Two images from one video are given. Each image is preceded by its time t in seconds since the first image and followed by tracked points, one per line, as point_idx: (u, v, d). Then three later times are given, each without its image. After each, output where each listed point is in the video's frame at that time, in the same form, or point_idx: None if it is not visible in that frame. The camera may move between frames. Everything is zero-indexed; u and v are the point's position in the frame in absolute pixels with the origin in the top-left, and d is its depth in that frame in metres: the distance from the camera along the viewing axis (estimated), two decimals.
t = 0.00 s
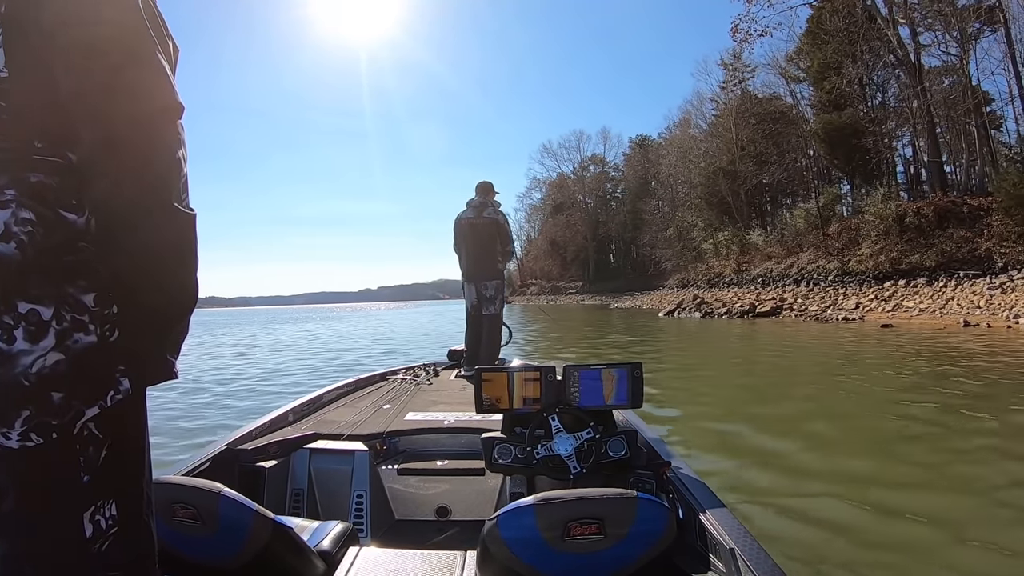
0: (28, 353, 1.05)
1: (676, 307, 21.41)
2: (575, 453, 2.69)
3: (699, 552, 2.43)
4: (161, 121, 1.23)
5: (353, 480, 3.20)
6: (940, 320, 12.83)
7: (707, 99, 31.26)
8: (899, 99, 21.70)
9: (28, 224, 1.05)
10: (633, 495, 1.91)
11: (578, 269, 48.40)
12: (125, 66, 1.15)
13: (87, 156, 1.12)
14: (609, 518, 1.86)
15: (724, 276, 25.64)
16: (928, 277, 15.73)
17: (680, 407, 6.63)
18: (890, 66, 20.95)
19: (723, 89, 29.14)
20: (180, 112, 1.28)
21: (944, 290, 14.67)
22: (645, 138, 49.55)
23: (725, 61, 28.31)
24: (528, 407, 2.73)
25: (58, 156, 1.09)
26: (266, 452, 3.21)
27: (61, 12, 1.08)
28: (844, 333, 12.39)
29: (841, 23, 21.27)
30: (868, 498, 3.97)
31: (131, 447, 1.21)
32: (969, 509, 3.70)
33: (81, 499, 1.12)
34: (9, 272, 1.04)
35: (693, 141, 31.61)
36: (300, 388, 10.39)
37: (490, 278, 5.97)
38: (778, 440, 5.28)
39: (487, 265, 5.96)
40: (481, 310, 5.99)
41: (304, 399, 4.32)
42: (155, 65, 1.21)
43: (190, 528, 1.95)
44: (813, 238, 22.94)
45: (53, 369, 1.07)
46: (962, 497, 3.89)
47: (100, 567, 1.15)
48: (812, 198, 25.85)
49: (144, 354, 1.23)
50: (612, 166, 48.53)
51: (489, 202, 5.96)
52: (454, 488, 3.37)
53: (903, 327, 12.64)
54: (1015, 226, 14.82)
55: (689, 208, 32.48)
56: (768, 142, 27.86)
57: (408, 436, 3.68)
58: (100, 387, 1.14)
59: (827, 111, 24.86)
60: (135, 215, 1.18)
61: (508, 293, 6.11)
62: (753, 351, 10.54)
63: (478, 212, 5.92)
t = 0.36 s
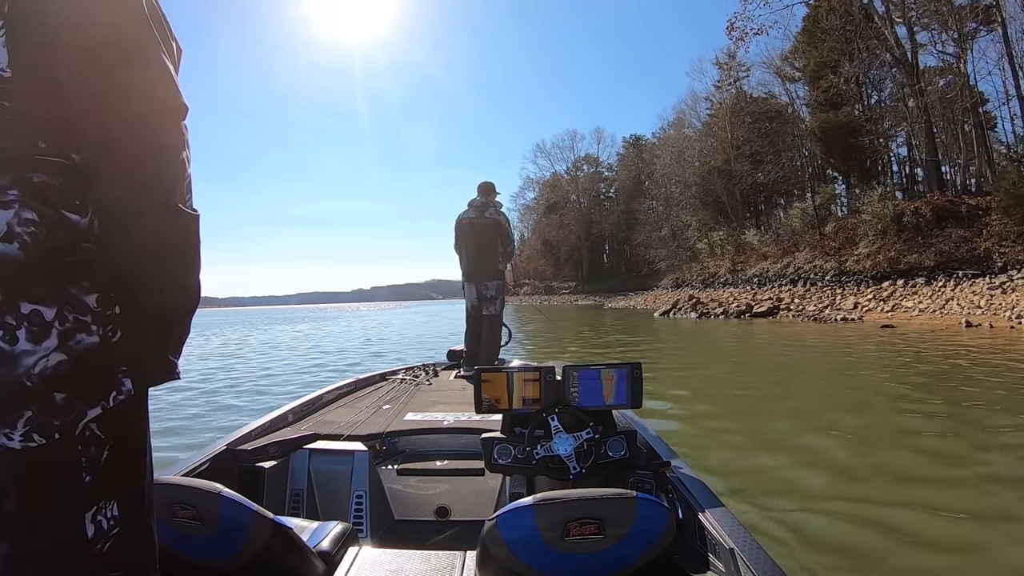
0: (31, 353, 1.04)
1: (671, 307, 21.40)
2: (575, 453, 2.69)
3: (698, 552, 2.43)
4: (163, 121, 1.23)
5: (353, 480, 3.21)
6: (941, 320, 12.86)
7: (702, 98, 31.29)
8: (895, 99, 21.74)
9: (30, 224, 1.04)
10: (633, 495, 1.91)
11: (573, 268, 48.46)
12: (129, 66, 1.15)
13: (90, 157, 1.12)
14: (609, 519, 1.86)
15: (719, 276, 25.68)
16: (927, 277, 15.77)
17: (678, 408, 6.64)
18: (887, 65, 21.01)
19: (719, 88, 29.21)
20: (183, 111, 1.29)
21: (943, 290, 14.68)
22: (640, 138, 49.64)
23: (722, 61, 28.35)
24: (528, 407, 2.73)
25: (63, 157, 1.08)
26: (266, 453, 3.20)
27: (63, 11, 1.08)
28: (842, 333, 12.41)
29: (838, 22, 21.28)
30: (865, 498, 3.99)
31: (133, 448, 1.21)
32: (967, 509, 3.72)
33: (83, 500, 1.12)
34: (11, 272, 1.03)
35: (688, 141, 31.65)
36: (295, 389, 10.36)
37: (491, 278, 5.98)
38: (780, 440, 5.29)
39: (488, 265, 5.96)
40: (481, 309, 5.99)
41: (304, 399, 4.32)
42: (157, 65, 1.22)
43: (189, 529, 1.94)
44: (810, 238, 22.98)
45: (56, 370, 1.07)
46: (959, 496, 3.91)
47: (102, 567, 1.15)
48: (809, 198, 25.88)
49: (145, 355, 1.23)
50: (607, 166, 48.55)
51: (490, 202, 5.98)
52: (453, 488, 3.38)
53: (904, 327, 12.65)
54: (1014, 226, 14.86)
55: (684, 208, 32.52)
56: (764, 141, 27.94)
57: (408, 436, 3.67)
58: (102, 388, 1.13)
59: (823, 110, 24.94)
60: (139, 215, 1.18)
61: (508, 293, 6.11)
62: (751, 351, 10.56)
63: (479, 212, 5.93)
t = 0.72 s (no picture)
0: (32, 353, 1.04)
1: (668, 308, 21.38)
2: (575, 454, 2.69)
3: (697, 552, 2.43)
4: (165, 121, 1.24)
5: (353, 480, 3.21)
6: (943, 320, 12.90)
7: (699, 97, 31.30)
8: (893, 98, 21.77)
9: (31, 224, 1.04)
10: (633, 495, 1.92)
11: (568, 269, 48.47)
12: (131, 67, 1.16)
13: (92, 156, 1.12)
14: (609, 520, 1.86)
15: (715, 276, 25.69)
16: (927, 277, 15.77)
17: (677, 408, 6.64)
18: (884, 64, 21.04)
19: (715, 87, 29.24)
20: (184, 111, 1.29)
21: (943, 290, 14.68)
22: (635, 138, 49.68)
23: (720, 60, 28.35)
24: (528, 408, 2.74)
25: (64, 157, 1.08)
26: (266, 453, 3.21)
27: (64, 13, 1.08)
28: (841, 334, 12.41)
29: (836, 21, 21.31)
30: (863, 499, 3.99)
31: (133, 448, 1.21)
32: (965, 511, 3.70)
33: (84, 499, 1.12)
34: (12, 272, 1.03)
35: (684, 141, 31.66)
36: (292, 389, 10.35)
37: (491, 279, 5.97)
38: (781, 440, 5.28)
39: (489, 265, 5.95)
40: (481, 310, 5.98)
41: (304, 399, 4.33)
42: (159, 67, 1.22)
43: (188, 529, 1.94)
44: (807, 238, 23.00)
45: (56, 370, 1.07)
46: (955, 497, 3.92)
47: (102, 567, 1.15)
48: (807, 198, 25.89)
49: (147, 354, 1.23)
50: (602, 166, 48.57)
51: (491, 203, 5.98)
52: (453, 488, 3.39)
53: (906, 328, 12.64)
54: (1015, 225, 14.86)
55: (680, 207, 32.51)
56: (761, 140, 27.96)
57: (408, 436, 3.67)
58: (101, 389, 1.13)
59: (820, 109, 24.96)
60: (140, 218, 1.19)
61: (509, 294, 6.11)
62: (749, 352, 10.56)
63: (480, 212, 5.93)
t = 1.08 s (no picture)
0: (29, 353, 1.04)
1: (665, 308, 21.37)
2: (575, 453, 2.68)
3: (697, 551, 2.42)
4: (162, 119, 1.24)
5: (353, 480, 3.21)
6: (946, 322, 12.72)
7: (695, 97, 31.30)
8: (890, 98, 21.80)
9: (28, 223, 1.04)
10: (633, 495, 1.91)
11: (563, 269, 48.49)
12: (127, 65, 1.16)
13: (89, 155, 1.12)
14: (610, 521, 1.86)
15: (711, 277, 25.68)
16: (928, 277, 15.76)
17: (676, 408, 6.63)
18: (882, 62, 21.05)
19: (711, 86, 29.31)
20: (181, 111, 1.30)
21: (945, 289, 14.67)
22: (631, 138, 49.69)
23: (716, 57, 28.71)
24: (528, 407, 2.74)
25: (62, 157, 1.08)
26: (266, 453, 3.21)
27: (61, 12, 1.08)
28: (841, 334, 12.40)
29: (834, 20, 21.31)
30: (863, 499, 3.99)
31: (131, 448, 1.21)
32: (965, 512, 3.69)
33: (85, 497, 1.12)
34: (11, 271, 1.03)
35: (682, 141, 31.67)
36: (290, 390, 10.35)
37: (491, 279, 5.97)
38: (782, 441, 5.28)
39: (489, 265, 5.95)
40: (482, 309, 5.97)
41: (304, 399, 4.33)
42: (155, 66, 1.22)
43: (189, 529, 1.93)
44: (805, 238, 23.01)
45: (53, 370, 1.07)
46: (955, 498, 3.92)
47: (100, 568, 1.15)
48: (805, 197, 25.90)
49: (145, 353, 1.23)
50: (598, 166, 48.57)
51: (491, 202, 5.98)
52: (453, 488, 3.39)
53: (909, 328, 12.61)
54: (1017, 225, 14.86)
55: (677, 207, 32.47)
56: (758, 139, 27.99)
57: (408, 436, 3.66)
58: (98, 389, 1.13)
59: (817, 108, 24.96)
60: (134, 216, 1.18)
61: (509, 293, 6.10)
62: (748, 352, 10.55)
63: (481, 212, 5.92)
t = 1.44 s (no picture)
0: (26, 353, 1.04)
1: (664, 308, 21.36)
2: (575, 453, 2.68)
3: (697, 551, 2.42)
4: (160, 118, 1.23)
5: (353, 479, 3.21)
6: (950, 324, 12.62)
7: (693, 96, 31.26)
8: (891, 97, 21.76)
9: (24, 223, 1.05)
10: (633, 495, 1.91)
11: (560, 269, 48.45)
12: (124, 64, 1.16)
13: (86, 155, 1.12)
14: (610, 520, 1.86)
15: (710, 276, 25.64)
16: (929, 277, 15.74)
17: (676, 409, 6.61)
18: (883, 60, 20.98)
19: (710, 85, 29.27)
20: (178, 110, 1.30)
21: (948, 290, 14.66)
22: (627, 138, 49.67)
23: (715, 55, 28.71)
24: (528, 407, 2.74)
25: (58, 157, 1.09)
26: (266, 453, 3.21)
27: (58, 14, 1.08)
28: (842, 335, 12.38)
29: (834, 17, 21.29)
30: (865, 501, 3.98)
31: (128, 449, 1.21)
32: (968, 513, 3.71)
33: (83, 497, 1.12)
34: (9, 271, 1.03)
35: (681, 140, 31.64)
36: (288, 390, 10.35)
37: (491, 278, 5.96)
38: (783, 442, 5.27)
39: (489, 265, 5.94)
40: (482, 310, 5.97)
41: (304, 399, 4.32)
42: (153, 66, 1.22)
43: (189, 529, 1.94)
44: (804, 238, 22.98)
45: (51, 369, 1.07)
46: (957, 500, 3.91)
47: (99, 567, 1.15)
48: (804, 197, 25.87)
49: (143, 351, 1.23)
50: (594, 166, 48.58)
51: (491, 202, 5.97)
52: (453, 488, 3.40)
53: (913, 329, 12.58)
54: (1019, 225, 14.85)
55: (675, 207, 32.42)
56: (757, 138, 27.95)
57: (408, 436, 3.66)
58: (95, 388, 1.13)
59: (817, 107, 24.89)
60: (130, 216, 1.18)
61: (509, 293, 6.11)
62: (748, 353, 10.54)
63: (480, 212, 5.92)
